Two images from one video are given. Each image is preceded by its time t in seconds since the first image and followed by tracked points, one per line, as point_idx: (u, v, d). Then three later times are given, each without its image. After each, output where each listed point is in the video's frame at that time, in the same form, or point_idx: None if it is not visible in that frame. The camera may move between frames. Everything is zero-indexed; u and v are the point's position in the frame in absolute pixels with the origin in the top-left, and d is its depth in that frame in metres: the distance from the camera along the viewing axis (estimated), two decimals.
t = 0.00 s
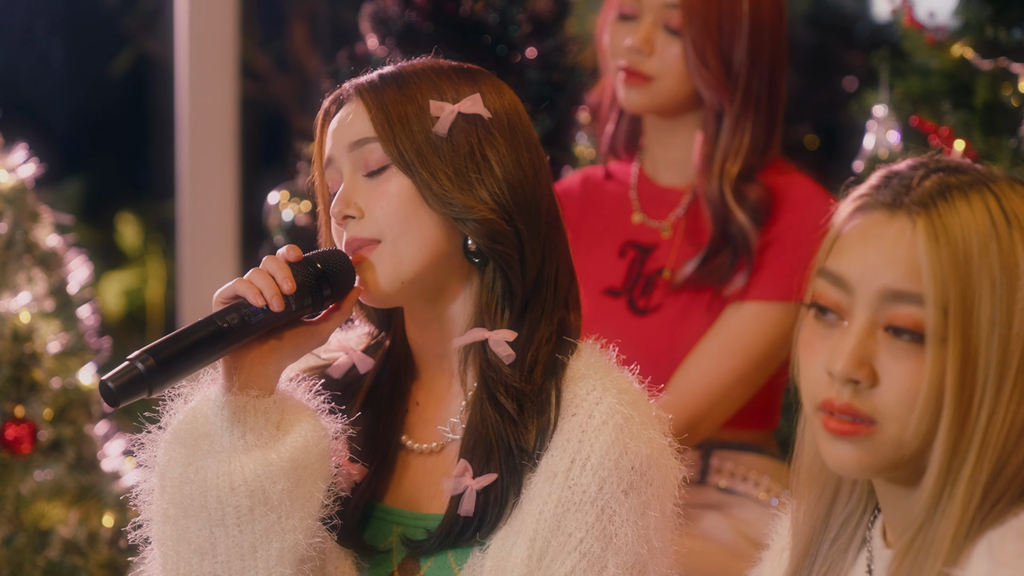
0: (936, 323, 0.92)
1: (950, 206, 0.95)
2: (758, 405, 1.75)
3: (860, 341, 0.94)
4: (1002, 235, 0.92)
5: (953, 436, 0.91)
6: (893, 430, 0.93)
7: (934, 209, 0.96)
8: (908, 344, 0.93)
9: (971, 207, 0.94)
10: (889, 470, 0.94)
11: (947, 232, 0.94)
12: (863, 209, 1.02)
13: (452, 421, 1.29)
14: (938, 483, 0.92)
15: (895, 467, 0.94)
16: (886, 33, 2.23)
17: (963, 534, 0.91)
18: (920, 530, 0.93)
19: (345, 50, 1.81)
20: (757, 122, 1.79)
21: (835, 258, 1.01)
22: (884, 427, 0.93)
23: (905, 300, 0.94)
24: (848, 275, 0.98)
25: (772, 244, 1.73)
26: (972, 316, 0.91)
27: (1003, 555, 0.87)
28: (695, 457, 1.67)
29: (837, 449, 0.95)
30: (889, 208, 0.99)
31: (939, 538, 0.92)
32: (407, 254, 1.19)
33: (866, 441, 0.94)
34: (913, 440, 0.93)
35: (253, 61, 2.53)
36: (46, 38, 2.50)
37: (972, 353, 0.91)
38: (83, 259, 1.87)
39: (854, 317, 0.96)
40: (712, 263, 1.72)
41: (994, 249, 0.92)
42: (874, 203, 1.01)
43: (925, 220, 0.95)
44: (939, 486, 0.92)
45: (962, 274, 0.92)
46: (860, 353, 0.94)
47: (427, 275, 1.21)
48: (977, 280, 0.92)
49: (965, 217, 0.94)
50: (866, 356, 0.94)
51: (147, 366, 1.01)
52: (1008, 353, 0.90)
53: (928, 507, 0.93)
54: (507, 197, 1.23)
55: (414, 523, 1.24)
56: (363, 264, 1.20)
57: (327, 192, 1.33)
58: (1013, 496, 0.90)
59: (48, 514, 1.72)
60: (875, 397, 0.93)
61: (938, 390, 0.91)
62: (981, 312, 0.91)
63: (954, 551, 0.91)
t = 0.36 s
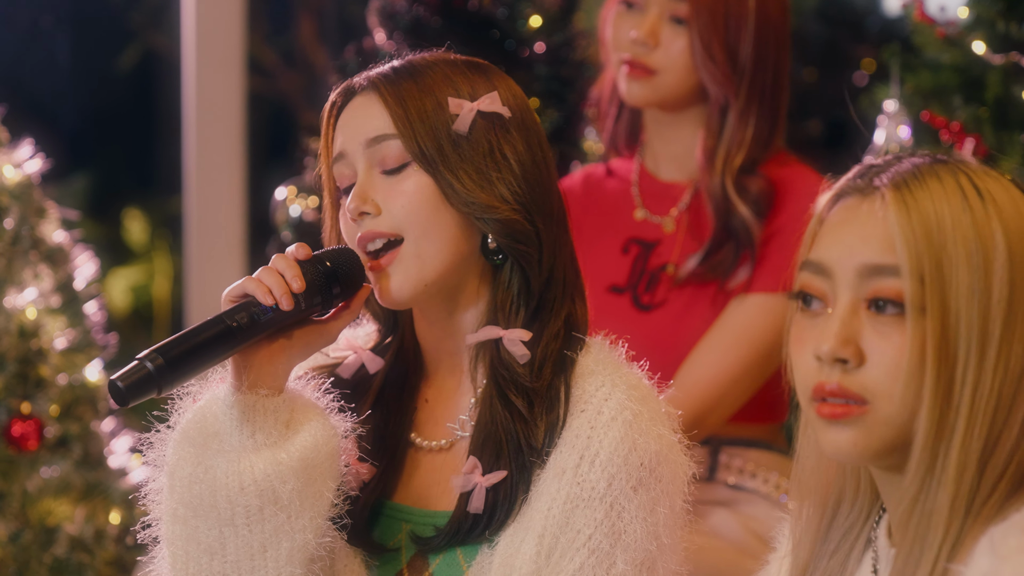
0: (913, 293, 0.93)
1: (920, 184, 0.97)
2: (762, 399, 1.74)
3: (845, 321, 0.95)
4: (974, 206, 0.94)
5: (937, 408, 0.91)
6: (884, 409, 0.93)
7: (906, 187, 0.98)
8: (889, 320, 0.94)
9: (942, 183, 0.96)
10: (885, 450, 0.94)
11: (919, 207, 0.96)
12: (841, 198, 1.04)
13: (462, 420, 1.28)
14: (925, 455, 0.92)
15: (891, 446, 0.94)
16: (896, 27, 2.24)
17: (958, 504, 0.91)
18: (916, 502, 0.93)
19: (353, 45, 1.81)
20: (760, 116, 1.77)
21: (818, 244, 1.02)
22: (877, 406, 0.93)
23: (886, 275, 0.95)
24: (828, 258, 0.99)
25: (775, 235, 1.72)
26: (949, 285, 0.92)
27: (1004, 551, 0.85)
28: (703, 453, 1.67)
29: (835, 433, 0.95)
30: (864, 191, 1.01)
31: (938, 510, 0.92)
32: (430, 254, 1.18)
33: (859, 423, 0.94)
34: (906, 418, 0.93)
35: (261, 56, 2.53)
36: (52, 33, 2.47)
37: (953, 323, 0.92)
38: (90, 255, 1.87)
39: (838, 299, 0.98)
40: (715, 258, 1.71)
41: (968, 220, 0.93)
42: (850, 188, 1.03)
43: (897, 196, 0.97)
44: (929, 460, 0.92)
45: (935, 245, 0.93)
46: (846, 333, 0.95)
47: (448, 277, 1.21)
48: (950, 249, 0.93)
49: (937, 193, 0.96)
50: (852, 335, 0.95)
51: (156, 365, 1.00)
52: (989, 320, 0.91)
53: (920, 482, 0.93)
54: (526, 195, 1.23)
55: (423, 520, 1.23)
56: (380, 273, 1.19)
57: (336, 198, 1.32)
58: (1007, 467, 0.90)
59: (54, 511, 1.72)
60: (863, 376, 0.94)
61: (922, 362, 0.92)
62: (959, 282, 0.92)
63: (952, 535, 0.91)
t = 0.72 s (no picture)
0: (892, 275, 0.94)
1: (895, 176, 0.99)
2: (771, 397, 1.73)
3: (830, 314, 0.97)
4: (950, 191, 0.95)
5: (924, 386, 0.91)
6: (878, 396, 0.93)
7: (880, 178, 1.00)
8: (871, 305, 0.95)
9: (917, 174, 0.98)
10: (884, 439, 0.94)
11: (893, 196, 0.97)
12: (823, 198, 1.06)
13: (474, 417, 1.27)
14: (919, 434, 0.92)
15: (889, 431, 0.94)
16: (908, 24, 2.21)
17: (954, 484, 0.91)
18: (914, 484, 0.93)
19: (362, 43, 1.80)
20: (770, 108, 1.77)
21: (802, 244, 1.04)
22: (870, 393, 0.93)
23: (867, 262, 0.97)
24: (810, 256, 1.02)
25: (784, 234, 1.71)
26: (928, 266, 0.93)
27: (1014, 548, 0.86)
28: (715, 452, 1.66)
29: (832, 425, 0.95)
30: (842, 189, 1.04)
31: (935, 489, 0.92)
32: (450, 249, 1.18)
33: (853, 412, 0.94)
34: (900, 402, 0.93)
35: (269, 53, 2.54)
36: (60, 30, 2.49)
37: (936, 304, 0.92)
38: (99, 253, 1.86)
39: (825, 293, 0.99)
40: (726, 255, 1.70)
41: (943, 203, 0.94)
42: (829, 189, 1.06)
43: (871, 188, 0.99)
44: (923, 439, 0.92)
45: (910, 231, 0.95)
46: (832, 324, 0.96)
47: (466, 270, 1.20)
48: (926, 232, 0.94)
49: (912, 182, 0.97)
50: (838, 325, 0.96)
51: (169, 373, 0.99)
52: (972, 298, 0.91)
53: (914, 467, 0.93)
54: (541, 189, 1.24)
55: (434, 518, 1.22)
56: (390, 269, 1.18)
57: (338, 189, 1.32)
58: (1008, 446, 0.90)
59: (63, 511, 1.71)
60: (852, 364, 0.94)
61: (904, 344, 0.93)
62: (938, 260, 0.93)
63: (959, 518, 0.91)
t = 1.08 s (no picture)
0: (885, 269, 0.94)
1: (892, 174, 0.99)
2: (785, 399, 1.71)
3: (829, 312, 0.97)
4: (946, 183, 0.95)
5: (921, 377, 0.91)
6: (880, 390, 0.93)
7: (874, 178, 1.01)
8: (869, 301, 0.95)
9: (914, 171, 0.98)
10: (888, 435, 0.94)
11: (887, 192, 0.97)
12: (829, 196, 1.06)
13: (482, 412, 1.27)
14: (920, 426, 0.91)
15: (891, 425, 0.93)
16: (923, 22, 2.19)
17: (959, 472, 0.90)
18: (918, 470, 0.92)
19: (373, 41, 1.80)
20: (786, 108, 1.75)
21: (803, 247, 1.05)
22: (871, 387, 0.93)
23: (863, 259, 0.97)
24: (812, 258, 1.02)
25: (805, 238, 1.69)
26: (923, 260, 0.93)
27: None
28: (729, 453, 1.65)
29: (835, 420, 0.95)
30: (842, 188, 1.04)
31: (940, 476, 0.91)
32: (441, 259, 1.16)
33: (855, 407, 0.94)
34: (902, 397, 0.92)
35: (280, 52, 2.52)
36: (69, 28, 2.49)
37: (930, 296, 0.92)
38: (108, 251, 1.85)
39: (826, 293, 0.99)
40: (743, 255, 1.70)
41: (937, 194, 0.94)
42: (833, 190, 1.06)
43: (866, 186, 1.00)
44: (922, 427, 0.91)
45: (903, 226, 0.95)
46: (831, 323, 0.96)
47: (460, 276, 1.19)
48: (920, 225, 0.94)
49: (907, 180, 0.97)
50: (837, 324, 0.96)
51: (170, 372, 0.98)
52: (968, 288, 0.91)
53: (916, 458, 0.92)
54: (535, 193, 1.22)
55: (441, 510, 1.21)
56: (395, 277, 1.17)
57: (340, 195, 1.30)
58: (1017, 441, 0.88)
59: (72, 511, 1.70)
60: (850, 362, 0.94)
61: (897, 338, 0.92)
62: (931, 252, 0.92)
63: (968, 512, 0.90)
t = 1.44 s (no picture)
0: (893, 267, 0.94)
1: (899, 173, 0.99)
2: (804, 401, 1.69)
3: (846, 315, 0.98)
4: (954, 177, 0.94)
5: (935, 371, 0.90)
6: (898, 391, 0.93)
7: (882, 178, 1.00)
8: (882, 300, 0.96)
9: (923, 168, 0.97)
10: (909, 438, 0.93)
11: (894, 191, 0.97)
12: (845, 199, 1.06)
13: (486, 414, 1.26)
14: (936, 424, 0.90)
15: (910, 424, 0.93)
16: (936, 19, 2.16)
17: (978, 466, 0.89)
18: (938, 464, 0.90)
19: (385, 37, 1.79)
20: (805, 97, 1.74)
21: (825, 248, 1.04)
22: (890, 388, 0.93)
23: (872, 258, 0.97)
24: (828, 265, 1.03)
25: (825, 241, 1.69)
26: (931, 254, 0.92)
27: None
28: (743, 453, 1.63)
29: (862, 427, 0.95)
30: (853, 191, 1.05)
31: (959, 474, 0.90)
32: (442, 256, 1.16)
33: (878, 410, 0.94)
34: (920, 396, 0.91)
35: (290, 48, 2.53)
36: (80, 24, 2.47)
37: (939, 288, 0.91)
38: (118, 249, 1.85)
39: (843, 296, 1.00)
40: (762, 252, 1.69)
41: (943, 188, 0.94)
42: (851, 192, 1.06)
43: (873, 187, 1.00)
44: (940, 426, 0.90)
45: (909, 223, 0.94)
46: (847, 326, 0.97)
47: (461, 273, 1.18)
48: (927, 220, 0.93)
49: (915, 177, 0.97)
50: (853, 326, 0.97)
51: (168, 372, 0.98)
52: (978, 279, 0.89)
53: (935, 455, 0.91)
54: (536, 189, 1.20)
55: (444, 514, 1.20)
56: (398, 270, 1.17)
57: (355, 194, 1.29)
58: None
59: (82, 509, 1.70)
60: (869, 363, 0.95)
61: (907, 333, 0.92)
62: (938, 244, 0.92)
63: (991, 508, 0.88)
